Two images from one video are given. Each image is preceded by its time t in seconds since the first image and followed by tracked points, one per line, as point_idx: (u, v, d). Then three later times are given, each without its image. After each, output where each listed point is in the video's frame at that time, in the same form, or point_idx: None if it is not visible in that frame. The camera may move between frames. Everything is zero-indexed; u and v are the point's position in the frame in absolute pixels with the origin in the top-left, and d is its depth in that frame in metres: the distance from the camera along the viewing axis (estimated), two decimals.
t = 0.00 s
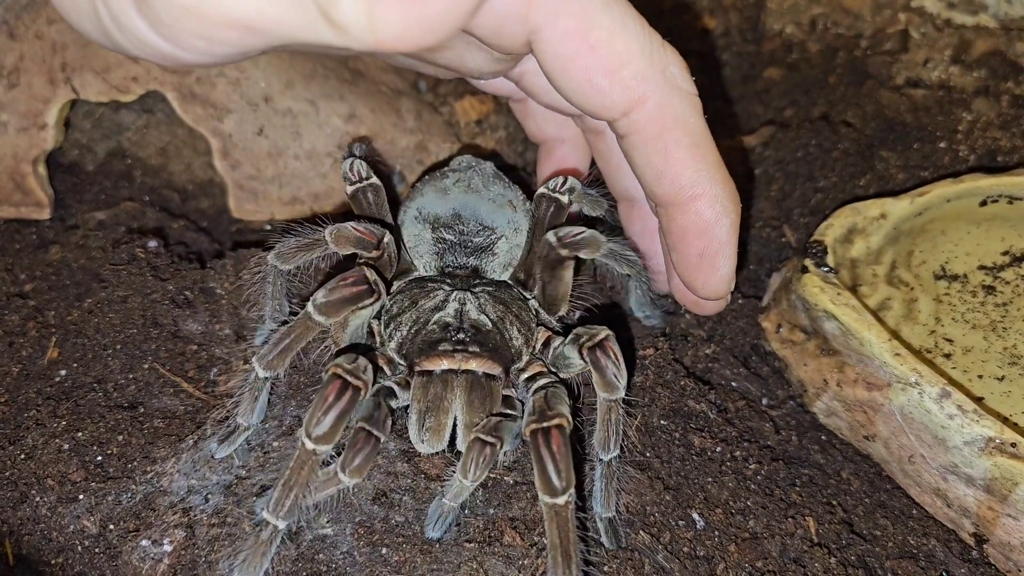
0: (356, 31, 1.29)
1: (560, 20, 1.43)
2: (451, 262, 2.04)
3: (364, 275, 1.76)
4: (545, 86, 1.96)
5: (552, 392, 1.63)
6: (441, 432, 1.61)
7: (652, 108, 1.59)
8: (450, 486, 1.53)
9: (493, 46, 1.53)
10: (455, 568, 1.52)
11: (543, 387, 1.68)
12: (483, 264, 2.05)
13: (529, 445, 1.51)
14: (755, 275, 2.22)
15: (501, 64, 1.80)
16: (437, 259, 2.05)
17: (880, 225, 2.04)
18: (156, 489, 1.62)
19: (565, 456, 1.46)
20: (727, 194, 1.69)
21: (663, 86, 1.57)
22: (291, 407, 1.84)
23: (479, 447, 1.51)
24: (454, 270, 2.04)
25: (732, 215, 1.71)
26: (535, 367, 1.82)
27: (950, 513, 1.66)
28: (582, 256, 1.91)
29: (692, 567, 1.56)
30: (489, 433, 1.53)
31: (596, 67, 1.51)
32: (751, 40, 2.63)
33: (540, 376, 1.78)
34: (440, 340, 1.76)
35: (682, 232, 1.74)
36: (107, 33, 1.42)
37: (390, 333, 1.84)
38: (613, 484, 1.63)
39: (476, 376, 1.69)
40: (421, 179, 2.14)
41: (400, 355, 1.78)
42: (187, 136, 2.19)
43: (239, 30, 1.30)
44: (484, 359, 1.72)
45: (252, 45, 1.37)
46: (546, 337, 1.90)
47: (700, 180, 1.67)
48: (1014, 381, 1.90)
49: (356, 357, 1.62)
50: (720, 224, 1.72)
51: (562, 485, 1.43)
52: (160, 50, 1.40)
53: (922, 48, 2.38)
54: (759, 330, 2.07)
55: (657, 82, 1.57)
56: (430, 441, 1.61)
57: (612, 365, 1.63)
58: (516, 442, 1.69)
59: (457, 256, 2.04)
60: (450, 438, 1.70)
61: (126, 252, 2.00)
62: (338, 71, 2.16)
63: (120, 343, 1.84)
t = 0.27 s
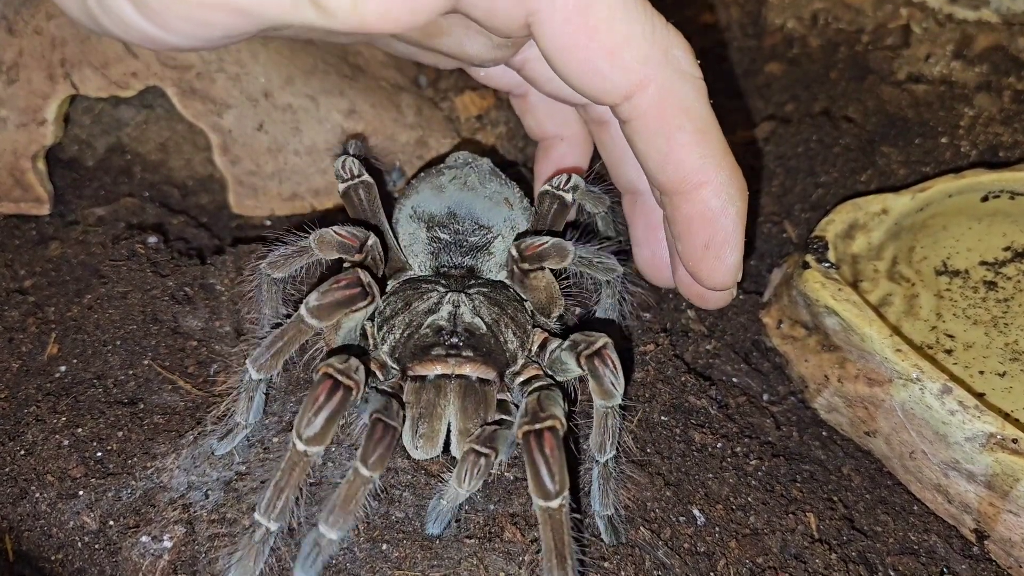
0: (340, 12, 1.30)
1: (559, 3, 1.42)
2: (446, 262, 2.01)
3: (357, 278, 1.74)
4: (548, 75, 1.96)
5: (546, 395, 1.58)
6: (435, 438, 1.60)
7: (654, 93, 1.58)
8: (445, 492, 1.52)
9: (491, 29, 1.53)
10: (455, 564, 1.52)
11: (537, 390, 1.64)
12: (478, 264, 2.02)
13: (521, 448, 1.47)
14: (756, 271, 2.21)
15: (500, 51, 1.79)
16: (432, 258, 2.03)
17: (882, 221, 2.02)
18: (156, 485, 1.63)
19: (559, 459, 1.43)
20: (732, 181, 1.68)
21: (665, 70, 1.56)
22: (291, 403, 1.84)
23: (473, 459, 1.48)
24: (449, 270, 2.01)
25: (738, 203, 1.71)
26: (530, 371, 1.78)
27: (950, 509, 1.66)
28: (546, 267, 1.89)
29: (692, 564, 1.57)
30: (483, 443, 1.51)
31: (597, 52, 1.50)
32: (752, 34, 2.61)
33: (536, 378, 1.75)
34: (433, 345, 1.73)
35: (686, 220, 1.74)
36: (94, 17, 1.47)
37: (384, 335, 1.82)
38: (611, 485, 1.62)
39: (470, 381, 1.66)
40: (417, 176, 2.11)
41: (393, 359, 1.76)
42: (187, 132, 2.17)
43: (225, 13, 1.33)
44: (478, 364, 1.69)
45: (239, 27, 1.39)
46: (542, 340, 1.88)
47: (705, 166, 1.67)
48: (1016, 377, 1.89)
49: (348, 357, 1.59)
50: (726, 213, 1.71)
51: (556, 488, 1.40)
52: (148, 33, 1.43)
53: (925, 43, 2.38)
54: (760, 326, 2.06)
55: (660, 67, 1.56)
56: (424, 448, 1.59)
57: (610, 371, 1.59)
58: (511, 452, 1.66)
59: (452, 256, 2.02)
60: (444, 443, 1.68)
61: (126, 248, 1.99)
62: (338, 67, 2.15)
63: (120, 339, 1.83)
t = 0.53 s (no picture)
0: (341, 17, 1.28)
1: (558, 4, 1.42)
2: (438, 263, 1.98)
3: (354, 280, 1.71)
4: (545, 79, 1.94)
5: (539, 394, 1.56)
6: (429, 444, 1.57)
7: (652, 97, 1.58)
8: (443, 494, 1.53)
9: (491, 31, 1.54)
10: (456, 556, 1.52)
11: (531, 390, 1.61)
12: (470, 264, 1.99)
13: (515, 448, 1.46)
14: (758, 264, 2.20)
15: (498, 52, 1.79)
16: (423, 259, 1.99)
17: (883, 214, 2.01)
18: (157, 477, 1.63)
19: (554, 458, 1.42)
20: (728, 186, 1.65)
21: (665, 75, 1.56)
22: (291, 395, 1.85)
23: (468, 467, 1.45)
24: (441, 271, 1.98)
25: (734, 207, 1.67)
26: (524, 372, 1.75)
27: (952, 502, 1.66)
28: (565, 265, 1.86)
29: (693, 556, 1.57)
30: (479, 450, 1.48)
31: (595, 53, 1.50)
32: (754, 27, 2.60)
33: (530, 381, 1.71)
34: (427, 349, 1.70)
35: (682, 224, 1.71)
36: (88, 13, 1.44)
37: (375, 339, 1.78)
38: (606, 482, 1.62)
39: (464, 385, 1.64)
40: (408, 174, 2.07)
41: (386, 364, 1.73)
42: (188, 124, 2.17)
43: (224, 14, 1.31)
44: (473, 368, 1.67)
45: (240, 28, 1.37)
46: (536, 340, 1.84)
47: (702, 170, 1.64)
48: (1017, 370, 1.89)
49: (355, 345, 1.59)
50: (721, 217, 1.67)
51: (552, 487, 1.39)
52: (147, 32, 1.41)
53: (927, 36, 2.35)
54: (761, 319, 2.05)
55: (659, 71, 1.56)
56: (419, 454, 1.57)
57: (605, 374, 1.59)
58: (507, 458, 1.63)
59: (444, 257, 1.98)
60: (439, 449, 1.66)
61: (126, 241, 2.00)
62: (338, 58, 2.14)
63: (120, 332, 1.83)
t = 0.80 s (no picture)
0: (338, 17, 1.31)
1: None
2: (420, 266, 1.97)
3: (343, 284, 1.67)
4: (547, 70, 1.93)
5: (525, 395, 1.55)
6: (416, 451, 1.54)
7: (657, 91, 1.56)
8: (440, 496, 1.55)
9: (493, 24, 1.53)
10: (459, 549, 1.52)
11: (518, 391, 1.60)
12: (453, 266, 1.97)
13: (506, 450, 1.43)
14: (763, 257, 2.18)
15: (501, 44, 1.78)
16: (404, 263, 1.98)
17: (889, 206, 2.00)
18: (160, 469, 1.63)
19: (545, 459, 1.38)
20: (734, 180, 1.64)
21: (669, 68, 1.55)
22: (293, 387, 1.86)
23: (459, 478, 1.44)
24: (423, 275, 1.97)
25: (740, 202, 1.66)
26: (512, 375, 1.73)
27: (955, 495, 1.66)
28: (566, 261, 1.83)
29: (696, 549, 1.57)
30: (467, 463, 1.47)
31: (598, 47, 1.48)
32: (759, 18, 2.56)
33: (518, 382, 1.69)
34: (410, 355, 1.67)
35: (687, 219, 1.70)
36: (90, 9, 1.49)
37: (358, 347, 1.76)
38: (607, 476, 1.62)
39: (450, 390, 1.61)
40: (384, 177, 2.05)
41: (370, 372, 1.69)
42: (190, 115, 2.15)
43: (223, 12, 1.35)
44: (458, 372, 1.64)
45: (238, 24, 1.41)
46: (523, 341, 1.83)
47: (707, 164, 1.62)
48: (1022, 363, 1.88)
49: (327, 372, 1.46)
50: (728, 211, 1.66)
51: (544, 489, 1.35)
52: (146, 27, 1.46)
53: (933, 27, 2.34)
54: (765, 311, 2.04)
55: (663, 64, 1.55)
56: (406, 462, 1.53)
57: (600, 379, 1.55)
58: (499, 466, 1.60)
59: (426, 260, 1.97)
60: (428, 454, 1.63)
61: (129, 233, 1.98)
62: (341, 49, 2.13)
63: (123, 323, 1.83)
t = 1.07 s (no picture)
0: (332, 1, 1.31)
1: None
2: (409, 269, 1.94)
3: (336, 291, 1.62)
4: (553, 58, 1.91)
5: (515, 403, 1.52)
6: (407, 461, 1.51)
7: (665, 77, 1.53)
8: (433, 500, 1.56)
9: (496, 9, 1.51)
10: (462, 544, 1.51)
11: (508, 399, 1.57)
12: (443, 268, 1.95)
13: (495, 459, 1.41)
14: (769, 250, 2.16)
15: (506, 31, 1.76)
16: (394, 266, 1.95)
17: (897, 199, 1.97)
18: (161, 462, 1.64)
19: (536, 469, 1.37)
20: (743, 168, 1.62)
21: (677, 54, 1.52)
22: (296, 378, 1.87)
23: (448, 496, 1.42)
24: (414, 278, 1.94)
25: (748, 190, 1.64)
26: (505, 382, 1.68)
27: (964, 491, 1.64)
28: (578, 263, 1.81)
29: (701, 545, 1.57)
30: (456, 479, 1.43)
31: (605, 33, 1.46)
32: (767, 7, 2.51)
33: (510, 390, 1.64)
34: (397, 364, 1.63)
35: (695, 208, 1.68)
36: None
37: (345, 356, 1.72)
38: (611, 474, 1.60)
39: (440, 400, 1.57)
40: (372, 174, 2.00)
41: (357, 384, 1.65)
42: (193, 106, 2.15)
43: None
44: (447, 381, 1.59)
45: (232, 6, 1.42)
46: (515, 345, 1.77)
47: (716, 152, 1.60)
48: None
49: (281, 439, 1.40)
50: (736, 199, 1.64)
51: (536, 500, 1.34)
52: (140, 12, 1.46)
53: (942, 18, 2.28)
54: (772, 305, 2.02)
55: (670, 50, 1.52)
56: (397, 473, 1.51)
57: (603, 390, 1.52)
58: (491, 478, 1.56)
59: (415, 262, 1.94)
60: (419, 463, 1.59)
61: (131, 224, 1.97)
62: (345, 39, 2.14)
63: (125, 315, 1.82)
